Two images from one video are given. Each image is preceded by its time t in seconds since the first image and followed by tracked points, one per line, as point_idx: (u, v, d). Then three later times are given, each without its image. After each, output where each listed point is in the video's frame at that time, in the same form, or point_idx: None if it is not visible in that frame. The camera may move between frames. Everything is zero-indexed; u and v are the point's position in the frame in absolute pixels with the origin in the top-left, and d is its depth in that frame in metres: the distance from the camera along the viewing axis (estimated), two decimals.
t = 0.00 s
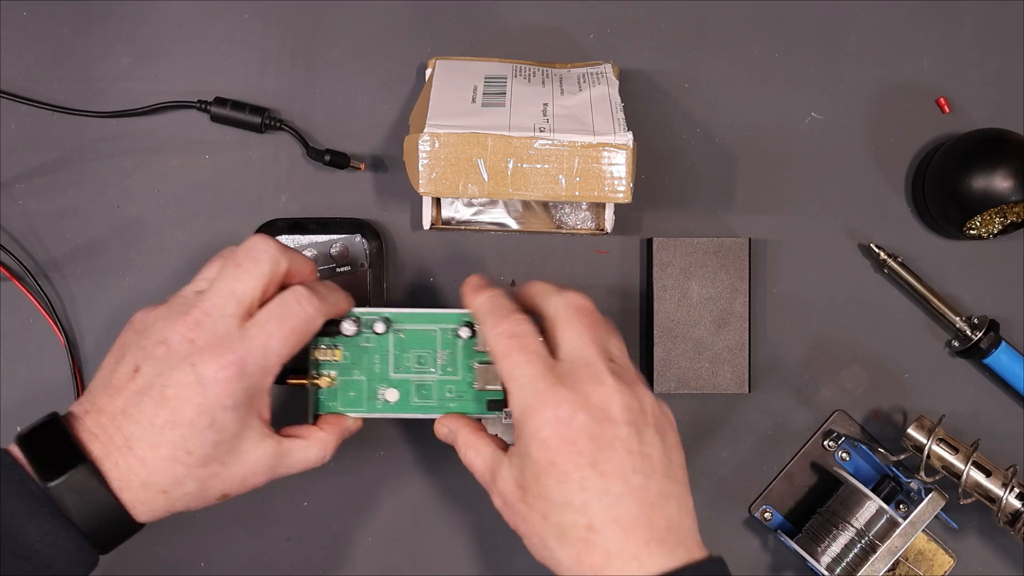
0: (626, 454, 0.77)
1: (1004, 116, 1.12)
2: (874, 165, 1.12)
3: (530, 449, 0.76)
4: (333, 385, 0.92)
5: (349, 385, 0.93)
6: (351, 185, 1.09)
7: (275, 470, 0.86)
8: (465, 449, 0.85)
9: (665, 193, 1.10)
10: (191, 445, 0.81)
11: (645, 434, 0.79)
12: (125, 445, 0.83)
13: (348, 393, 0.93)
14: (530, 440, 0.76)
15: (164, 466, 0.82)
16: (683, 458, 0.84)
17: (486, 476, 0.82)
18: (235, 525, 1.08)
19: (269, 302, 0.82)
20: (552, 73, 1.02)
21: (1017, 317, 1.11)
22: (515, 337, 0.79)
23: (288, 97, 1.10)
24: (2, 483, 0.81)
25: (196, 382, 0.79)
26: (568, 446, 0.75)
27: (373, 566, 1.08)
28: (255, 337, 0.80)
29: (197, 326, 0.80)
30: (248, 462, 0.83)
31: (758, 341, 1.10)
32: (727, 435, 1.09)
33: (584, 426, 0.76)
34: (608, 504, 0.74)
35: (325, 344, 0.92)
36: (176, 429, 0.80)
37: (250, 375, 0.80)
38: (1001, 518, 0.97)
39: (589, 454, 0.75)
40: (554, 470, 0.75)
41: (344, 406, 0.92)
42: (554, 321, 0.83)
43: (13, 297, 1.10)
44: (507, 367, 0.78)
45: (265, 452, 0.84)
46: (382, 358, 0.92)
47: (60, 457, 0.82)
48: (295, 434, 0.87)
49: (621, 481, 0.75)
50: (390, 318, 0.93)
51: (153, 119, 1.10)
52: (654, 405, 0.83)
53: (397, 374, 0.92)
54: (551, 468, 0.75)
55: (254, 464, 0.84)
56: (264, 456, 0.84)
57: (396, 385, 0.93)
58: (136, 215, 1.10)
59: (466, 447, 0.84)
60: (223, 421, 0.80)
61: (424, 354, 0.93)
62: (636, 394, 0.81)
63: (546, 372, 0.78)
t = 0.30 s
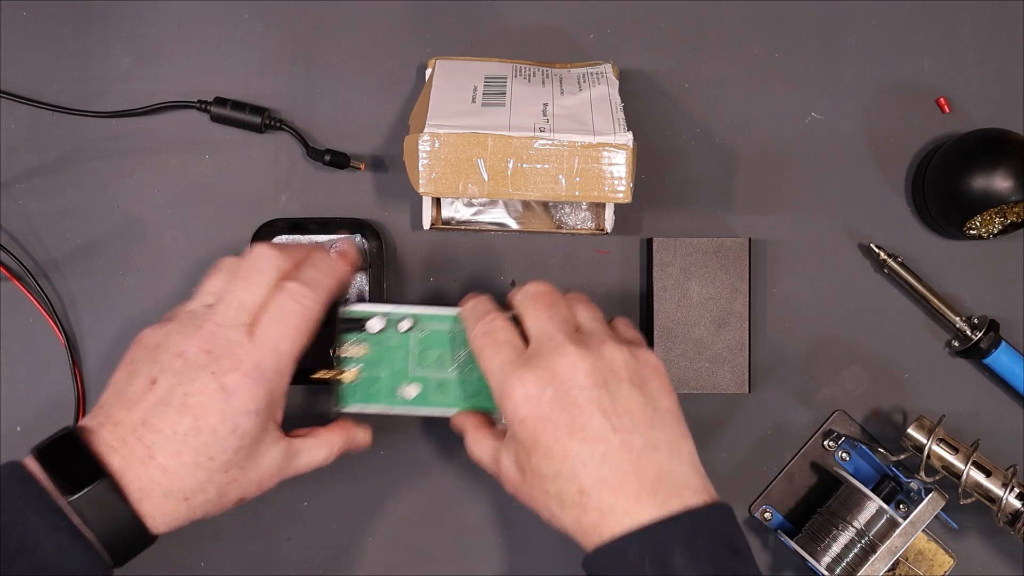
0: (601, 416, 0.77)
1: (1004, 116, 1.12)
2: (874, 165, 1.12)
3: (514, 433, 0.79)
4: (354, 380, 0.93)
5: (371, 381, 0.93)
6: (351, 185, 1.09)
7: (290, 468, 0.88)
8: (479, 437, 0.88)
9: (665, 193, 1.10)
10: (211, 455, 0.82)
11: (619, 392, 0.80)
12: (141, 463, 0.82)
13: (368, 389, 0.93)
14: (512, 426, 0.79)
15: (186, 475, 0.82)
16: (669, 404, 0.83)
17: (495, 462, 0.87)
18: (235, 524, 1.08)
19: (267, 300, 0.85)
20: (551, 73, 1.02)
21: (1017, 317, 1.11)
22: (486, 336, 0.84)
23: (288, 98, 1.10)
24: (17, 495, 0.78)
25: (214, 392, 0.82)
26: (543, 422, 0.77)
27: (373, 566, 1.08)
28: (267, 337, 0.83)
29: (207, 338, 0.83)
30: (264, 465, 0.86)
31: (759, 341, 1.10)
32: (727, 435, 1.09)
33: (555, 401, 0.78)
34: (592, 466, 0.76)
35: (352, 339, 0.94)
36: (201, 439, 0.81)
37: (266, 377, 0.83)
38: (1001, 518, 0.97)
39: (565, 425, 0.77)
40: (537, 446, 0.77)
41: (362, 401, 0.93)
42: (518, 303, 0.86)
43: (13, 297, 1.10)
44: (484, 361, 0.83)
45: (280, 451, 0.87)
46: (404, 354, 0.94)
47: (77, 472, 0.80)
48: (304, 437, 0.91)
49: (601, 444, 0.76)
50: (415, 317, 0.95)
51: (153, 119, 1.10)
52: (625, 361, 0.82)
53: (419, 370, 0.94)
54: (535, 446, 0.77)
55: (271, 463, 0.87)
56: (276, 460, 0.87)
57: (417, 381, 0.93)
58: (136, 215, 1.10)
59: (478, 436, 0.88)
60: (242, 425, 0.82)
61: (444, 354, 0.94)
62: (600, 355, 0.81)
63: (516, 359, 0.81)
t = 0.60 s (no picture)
0: (599, 367, 0.81)
1: (1004, 116, 1.12)
2: (874, 165, 1.12)
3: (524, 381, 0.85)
4: (416, 341, 1.07)
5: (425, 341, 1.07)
6: (351, 186, 1.09)
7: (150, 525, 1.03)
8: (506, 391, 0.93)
9: (665, 194, 1.10)
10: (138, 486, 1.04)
11: (623, 349, 0.84)
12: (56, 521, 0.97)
13: (423, 348, 1.07)
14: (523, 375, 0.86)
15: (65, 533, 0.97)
16: (672, 365, 0.85)
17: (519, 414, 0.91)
18: (234, 525, 1.08)
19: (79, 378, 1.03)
20: (552, 73, 1.02)
21: (1017, 317, 1.11)
22: (512, 301, 0.92)
23: (288, 98, 1.10)
24: None
25: (60, 445, 0.99)
26: (548, 370, 0.82)
27: (372, 567, 1.08)
28: (117, 407, 1.01)
29: (54, 408, 1.01)
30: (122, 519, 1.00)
31: (759, 342, 1.10)
32: (727, 434, 1.09)
33: (560, 352, 0.83)
34: (586, 409, 0.79)
35: (409, 306, 1.07)
36: (44, 497, 0.98)
37: (107, 441, 1.01)
38: (1001, 518, 0.97)
39: (566, 373, 0.81)
40: (541, 393, 0.82)
41: (424, 359, 1.07)
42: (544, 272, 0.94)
43: (13, 297, 1.10)
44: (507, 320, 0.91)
45: (153, 503, 1.02)
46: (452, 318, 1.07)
47: None
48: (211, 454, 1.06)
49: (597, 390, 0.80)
50: (461, 283, 1.07)
51: (153, 119, 1.10)
52: (631, 324, 0.86)
53: (466, 330, 1.07)
54: (539, 392, 0.82)
55: (140, 515, 1.01)
56: (138, 514, 1.01)
57: (463, 340, 1.07)
58: (136, 216, 1.10)
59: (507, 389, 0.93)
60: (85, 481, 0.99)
61: (489, 316, 1.07)
62: (607, 317, 0.86)
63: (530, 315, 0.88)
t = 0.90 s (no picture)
0: (600, 395, 0.83)
1: (1004, 116, 1.12)
2: (874, 165, 1.12)
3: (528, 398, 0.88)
4: (415, 345, 1.06)
5: (427, 346, 1.07)
6: (351, 186, 1.09)
7: None
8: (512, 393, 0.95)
9: (665, 194, 1.10)
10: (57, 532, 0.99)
11: (628, 380, 0.85)
12: None
13: (425, 353, 1.07)
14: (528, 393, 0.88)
15: None
16: (675, 400, 0.87)
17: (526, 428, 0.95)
18: (233, 526, 1.08)
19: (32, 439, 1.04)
20: (552, 73, 1.02)
21: (1017, 317, 1.11)
22: (522, 315, 0.93)
23: (288, 98, 1.10)
24: None
25: None
26: (552, 395, 0.85)
27: (372, 567, 1.08)
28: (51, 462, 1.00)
29: None
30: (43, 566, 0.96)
31: (759, 342, 1.10)
32: (727, 434, 1.09)
33: (565, 376, 0.85)
34: (581, 435, 0.82)
35: (409, 310, 1.06)
36: None
37: (38, 495, 0.98)
38: (1001, 518, 0.97)
39: (567, 397, 0.84)
40: (544, 413, 0.85)
41: (423, 362, 1.06)
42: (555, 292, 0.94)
43: (12, 297, 1.10)
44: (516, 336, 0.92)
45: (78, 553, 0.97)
46: (454, 322, 1.07)
47: None
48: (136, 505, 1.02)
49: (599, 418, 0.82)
50: (463, 288, 1.07)
51: (153, 119, 1.10)
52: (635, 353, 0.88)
53: (468, 333, 1.07)
54: (541, 413, 0.85)
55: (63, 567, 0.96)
56: (63, 566, 0.96)
57: (466, 344, 1.07)
58: (136, 216, 1.10)
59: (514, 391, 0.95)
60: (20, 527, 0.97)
61: (488, 319, 1.07)
62: (613, 346, 0.88)
63: (539, 336, 0.90)
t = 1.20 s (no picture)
0: (609, 492, 0.85)
1: (1004, 115, 1.12)
2: (874, 165, 1.12)
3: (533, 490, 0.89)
4: (415, 345, 1.06)
5: (427, 346, 1.07)
6: (351, 186, 1.09)
7: None
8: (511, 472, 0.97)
9: (665, 194, 1.10)
10: None
11: (631, 475, 0.87)
12: None
13: (425, 353, 1.07)
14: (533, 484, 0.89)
15: None
16: (673, 493, 0.89)
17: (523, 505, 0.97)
18: (233, 526, 1.08)
19: None
20: (552, 73, 1.02)
21: (1017, 316, 1.11)
22: (523, 408, 0.94)
23: (288, 98, 1.10)
24: None
25: None
26: (559, 492, 0.86)
27: (372, 566, 1.08)
28: None
29: None
30: None
31: (759, 342, 1.10)
32: (727, 434, 1.09)
33: (571, 473, 0.86)
34: (591, 531, 0.83)
35: (409, 311, 1.06)
36: None
37: None
38: (1001, 518, 0.97)
39: (576, 494, 0.85)
40: (550, 506, 0.86)
41: (423, 362, 1.07)
42: (557, 384, 0.95)
43: (12, 297, 1.10)
44: (518, 429, 0.93)
45: None
46: (454, 322, 1.07)
47: None
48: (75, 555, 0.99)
49: (603, 514, 0.84)
50: (463, 288, 1.07)
51: (153, 119, 1.10)
52: (639, 446, 0.90)
53: (468, 333, 1.07)
54: (547, 506, 0.86)
55: None
56: None
57: (466, 344, 1.07)
58: (136, 216, 1.10)
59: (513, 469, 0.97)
60: None
61: (488, 319, 1.07)
62: (617, 438, 0.89)
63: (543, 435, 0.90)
